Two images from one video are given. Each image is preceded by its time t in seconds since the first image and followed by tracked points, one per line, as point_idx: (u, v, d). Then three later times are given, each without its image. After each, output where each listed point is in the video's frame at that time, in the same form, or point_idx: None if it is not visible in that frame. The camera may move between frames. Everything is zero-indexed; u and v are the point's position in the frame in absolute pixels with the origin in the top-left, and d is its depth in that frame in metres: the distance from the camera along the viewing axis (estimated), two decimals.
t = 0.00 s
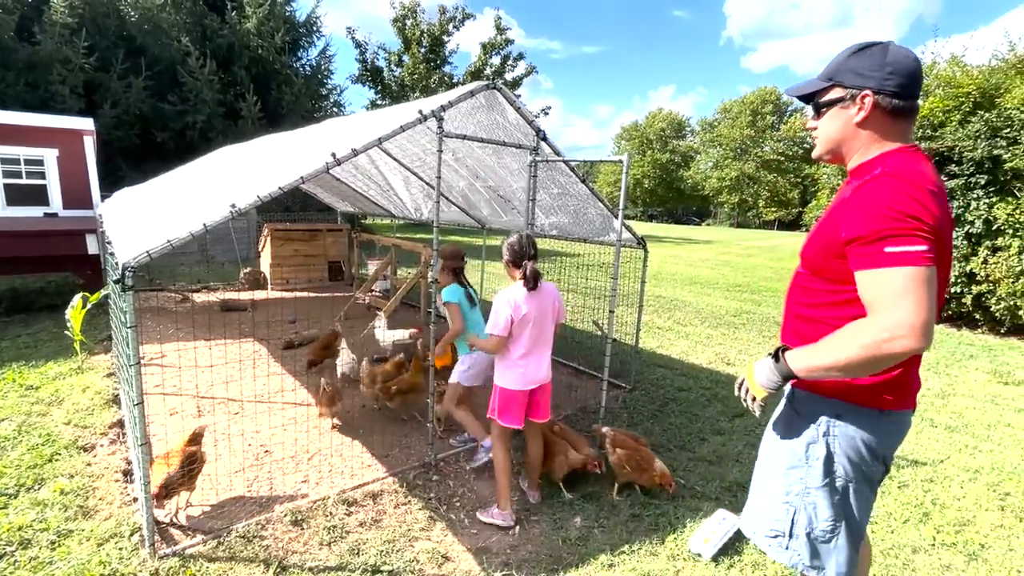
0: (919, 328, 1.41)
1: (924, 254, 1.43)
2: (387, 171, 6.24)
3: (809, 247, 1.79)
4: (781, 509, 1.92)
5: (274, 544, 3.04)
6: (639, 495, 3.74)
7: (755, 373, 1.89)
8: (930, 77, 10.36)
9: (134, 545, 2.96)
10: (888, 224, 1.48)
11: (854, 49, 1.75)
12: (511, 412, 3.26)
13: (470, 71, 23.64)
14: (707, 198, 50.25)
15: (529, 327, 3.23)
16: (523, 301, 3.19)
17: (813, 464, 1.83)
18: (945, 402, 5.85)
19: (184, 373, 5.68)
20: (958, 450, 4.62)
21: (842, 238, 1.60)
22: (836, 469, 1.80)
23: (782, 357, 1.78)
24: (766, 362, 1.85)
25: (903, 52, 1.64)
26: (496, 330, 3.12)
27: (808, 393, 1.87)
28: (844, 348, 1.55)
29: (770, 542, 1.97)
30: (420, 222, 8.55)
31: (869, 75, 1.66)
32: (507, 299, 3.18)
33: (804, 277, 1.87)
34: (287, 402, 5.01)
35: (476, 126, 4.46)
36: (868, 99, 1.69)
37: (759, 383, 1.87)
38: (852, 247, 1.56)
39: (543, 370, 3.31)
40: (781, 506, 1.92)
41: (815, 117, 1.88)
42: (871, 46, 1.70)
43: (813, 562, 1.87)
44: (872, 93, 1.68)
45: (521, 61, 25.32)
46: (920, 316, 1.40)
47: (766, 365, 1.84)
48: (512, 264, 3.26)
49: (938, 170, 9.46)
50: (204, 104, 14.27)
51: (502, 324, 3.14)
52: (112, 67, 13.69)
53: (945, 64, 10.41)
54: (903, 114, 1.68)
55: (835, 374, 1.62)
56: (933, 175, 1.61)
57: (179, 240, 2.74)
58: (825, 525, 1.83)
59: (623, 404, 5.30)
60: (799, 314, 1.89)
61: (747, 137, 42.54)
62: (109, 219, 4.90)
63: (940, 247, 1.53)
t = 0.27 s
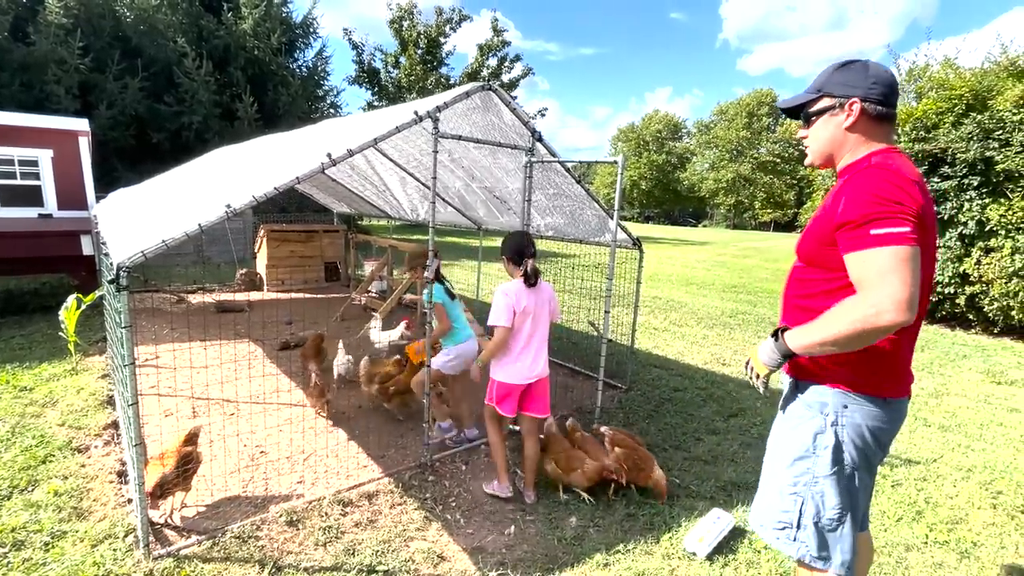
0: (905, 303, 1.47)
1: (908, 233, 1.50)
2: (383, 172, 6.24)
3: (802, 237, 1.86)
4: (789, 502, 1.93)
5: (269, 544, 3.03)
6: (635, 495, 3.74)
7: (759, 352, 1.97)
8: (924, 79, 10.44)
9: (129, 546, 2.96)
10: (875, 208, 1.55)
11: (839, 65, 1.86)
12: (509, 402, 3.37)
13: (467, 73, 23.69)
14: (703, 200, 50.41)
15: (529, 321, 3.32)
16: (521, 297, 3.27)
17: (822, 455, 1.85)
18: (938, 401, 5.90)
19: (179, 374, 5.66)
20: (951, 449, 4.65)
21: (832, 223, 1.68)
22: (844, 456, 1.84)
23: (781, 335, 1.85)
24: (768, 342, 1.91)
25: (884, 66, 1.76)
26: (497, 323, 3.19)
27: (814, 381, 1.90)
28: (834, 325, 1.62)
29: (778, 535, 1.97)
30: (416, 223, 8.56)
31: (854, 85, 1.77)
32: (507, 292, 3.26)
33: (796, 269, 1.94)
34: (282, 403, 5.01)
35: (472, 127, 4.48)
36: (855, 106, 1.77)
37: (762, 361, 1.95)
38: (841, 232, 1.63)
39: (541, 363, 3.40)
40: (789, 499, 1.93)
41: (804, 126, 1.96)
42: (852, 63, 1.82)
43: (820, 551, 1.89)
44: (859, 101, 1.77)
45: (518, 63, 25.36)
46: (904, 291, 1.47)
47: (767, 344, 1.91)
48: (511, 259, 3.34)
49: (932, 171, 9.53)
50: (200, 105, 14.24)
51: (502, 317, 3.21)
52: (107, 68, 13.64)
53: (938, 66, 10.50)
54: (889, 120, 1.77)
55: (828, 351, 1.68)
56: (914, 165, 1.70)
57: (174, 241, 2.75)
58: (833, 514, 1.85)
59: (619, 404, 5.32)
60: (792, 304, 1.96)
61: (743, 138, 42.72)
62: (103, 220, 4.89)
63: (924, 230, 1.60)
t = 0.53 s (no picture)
0: (918, 291, 1.48)
1: (916, 224, 1.53)
2: (381, 173, 6.24)
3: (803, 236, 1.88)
4: (788, 493, 1.93)
5: (267, 546, 3.03)
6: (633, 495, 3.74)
7: (771, 350, 1.92)
8: (921, 81, 10.48)
9: (126, 548, 2.95)
10: (882, 202, 1.57)
11: (829, 74, 1.91)
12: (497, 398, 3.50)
13: (466, 74, 23.72)
14: (702, 201, 50.49)
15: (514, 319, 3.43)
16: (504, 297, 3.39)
17: (824, 447, 1.85)
18: (935, 402, 5.92)
19: (177, 375, 5.65)
20: (948, 449, 4.66)
21: (838, 219, 1.69)
22: (845, 448, 1.84)
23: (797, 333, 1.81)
24: (781, 339, 1.87)
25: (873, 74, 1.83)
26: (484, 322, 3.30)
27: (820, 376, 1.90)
28: (847, 319, 1.62)
29: (775, 526, 1.97)
30: (415, 224, 8.57)
31: (850, 92, 1.81)
32: (491, 291, 3.37)
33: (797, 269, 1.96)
34: (280, 404, 5.01)
35: (470, 128, 4.48)
36: (851, 113, 1.81)
37: (776, 360, 1.89)
38: (848, 228, 1.65)
39: (527, 358, 3.52)
40: (788, 489, 1.93)
41: (797, 133, 1.99)
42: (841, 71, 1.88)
43: (818, 543, 1.89)
44: (855, 107, 1.81)
45: (517, 64, 25.40)
46: (917, 280, 1.48)
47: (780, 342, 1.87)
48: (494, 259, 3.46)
49: (929, 172, 9.57)
50: (199, 106, 14.24)
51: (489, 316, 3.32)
52: (106, 69, 13.63)
53: (935, 68, 10.55)
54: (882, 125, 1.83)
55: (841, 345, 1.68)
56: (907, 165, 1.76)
57: (171, 241, 2.75)
58: (832, 506, 1.86)
59: (617, 405, 5.32)
60: (793, 304, 1.97)
61: (742, 139, 42.79)
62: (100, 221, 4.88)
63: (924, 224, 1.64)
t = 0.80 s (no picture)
0: (923, 292, 1.51)
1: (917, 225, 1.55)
2: (381, 173, 6.25)
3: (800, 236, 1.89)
4: (785, 492, 1.95)
5: (266, 545, 3.04)
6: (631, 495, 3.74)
7: (775, 354, 1.93)
8: (921, 82, 10.50)
9: (126, 547, 2.96)
10: (884, 203, 1.58)
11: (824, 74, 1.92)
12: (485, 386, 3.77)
13: (466, 75, 23.75)
14: (702, 201, 50.49)
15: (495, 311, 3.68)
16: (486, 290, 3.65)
17: (823, 446, 1.86)
18: (935, 402, 5.92)
19: (177, 375, 5.66)
20: (948, 449, 4.66)
21: (839, 220, 1.70)
22: (844, 447, 1.85)
23: (800, 336, 1.84)
24: (785, 343, 1.90)
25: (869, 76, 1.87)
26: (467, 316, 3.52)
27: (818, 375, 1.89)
28: (854, 322, 1.64)
29: (772, 522, 1.99)
30: (414, 224, 8.59)
31: (852, 92, 1.83)
32: (473, 286, 3.61)
33: (794, 267, 1.97)
34: (279, 404, 5.02)
35: (469, 128, 4.49)
36: (855, 113, 1.83)
37: (780, 363, 1.91)
38: (849, 229, 1.66)
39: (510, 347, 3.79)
40: (785, 487, 1.94)
41: (795, 134, 1.98)
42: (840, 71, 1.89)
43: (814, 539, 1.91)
44: (858, 108, 1.84)
45: (517, 65, 25.44)
46: (922, 281, 1.51)
47: (784, 345, 1.90)
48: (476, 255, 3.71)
49: (928, 173, 9.58)
50: (200, 107, 14.27)
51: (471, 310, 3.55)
52: (106, 70, 13.66)
53: (935, 69, 10.56)
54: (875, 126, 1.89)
55: (848, 347, 1.70)
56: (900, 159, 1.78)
57: (171, 242, 2.76)
58: (829, 504, 1.88)
59: (616, 405, 5.33)
60: (792, 302, 1.99)
61: (742, 139, 42.68)
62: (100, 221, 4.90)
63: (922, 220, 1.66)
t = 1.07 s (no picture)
0: (910, 306, 1.51)
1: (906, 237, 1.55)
2: (382, 173, 6.27)
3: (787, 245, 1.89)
4: (784, 503, 1.95)
5: (266, 544, 3.04)
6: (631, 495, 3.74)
7: (762, 364, 1.94)
8: (923, 81, 10.49)
9: (127, 546, 2.97)
10: (873, 214, 1.58)
11: (806, 72, 1.91)
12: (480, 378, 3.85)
13: (467, 75, 23.76)
14: (704, 201, 50.43)
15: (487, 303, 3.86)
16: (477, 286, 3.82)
17: (818, 456, 1.87)
18: (937, 402, 5.90)
19: (178, 375, 5.67)
20: (949, 450, 4.65)
21: (827, 231, 1.69)
22: (838, 457, 1.86)
23: (787, 348, 1.84)
24: (772, 353, 1.90)
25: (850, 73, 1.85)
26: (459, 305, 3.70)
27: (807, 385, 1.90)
28: (842, 334, 1.63)
29: (774, 534, 1.99)
30: (415, 224, 8.60)
31: (832, 91, 1.82)
32: (465, 280, 3.80)
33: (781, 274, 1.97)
34: (281, 404, 5.04)
35: (470, 128, 4.50)
36: (836, 113, 1.82)
37: (767, 373, 1.91)
38: (837, 240, 1.65)
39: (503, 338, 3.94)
40: (784, 500, 1.95)
41: (778, 134, 1.98)
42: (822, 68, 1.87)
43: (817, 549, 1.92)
44: (838, 108, 1.83)
45: (518, 65, 25.44)
46: (909, 296, 1.50)
47: (771, 355, 1.90)
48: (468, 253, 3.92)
49: (930, 172, 9.56)
50: (202, 107, 14.31)
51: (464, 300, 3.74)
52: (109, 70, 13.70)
53: (937, 68, 10.54)
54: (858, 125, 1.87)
55: (835, 359, 1.70)
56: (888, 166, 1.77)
57: (172, 241, 2.77)
58: (828, 514, 1.89)
59: (617, 405, 5.33)
60: (780, 309, 1.99)
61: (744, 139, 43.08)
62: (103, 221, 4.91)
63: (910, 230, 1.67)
